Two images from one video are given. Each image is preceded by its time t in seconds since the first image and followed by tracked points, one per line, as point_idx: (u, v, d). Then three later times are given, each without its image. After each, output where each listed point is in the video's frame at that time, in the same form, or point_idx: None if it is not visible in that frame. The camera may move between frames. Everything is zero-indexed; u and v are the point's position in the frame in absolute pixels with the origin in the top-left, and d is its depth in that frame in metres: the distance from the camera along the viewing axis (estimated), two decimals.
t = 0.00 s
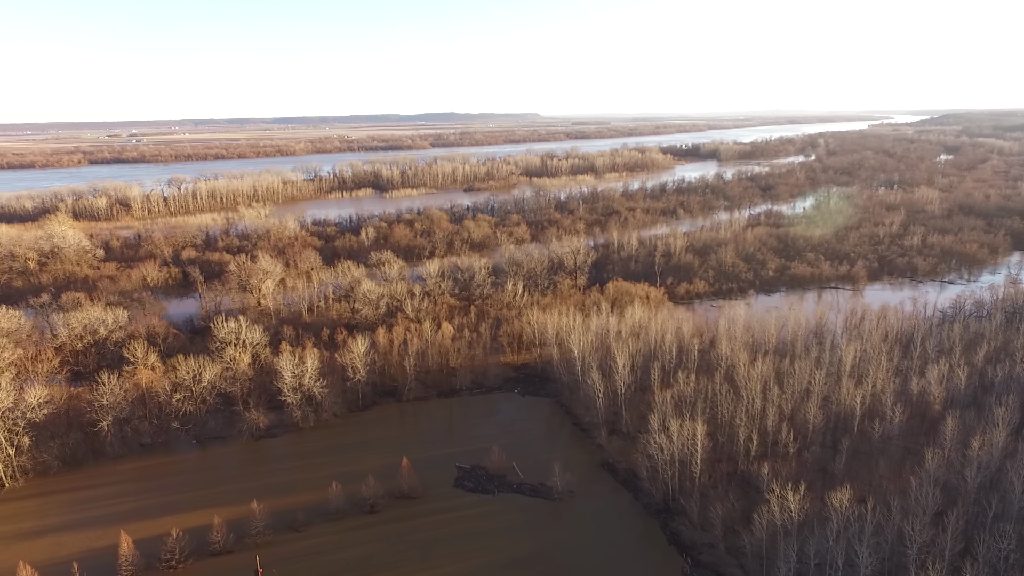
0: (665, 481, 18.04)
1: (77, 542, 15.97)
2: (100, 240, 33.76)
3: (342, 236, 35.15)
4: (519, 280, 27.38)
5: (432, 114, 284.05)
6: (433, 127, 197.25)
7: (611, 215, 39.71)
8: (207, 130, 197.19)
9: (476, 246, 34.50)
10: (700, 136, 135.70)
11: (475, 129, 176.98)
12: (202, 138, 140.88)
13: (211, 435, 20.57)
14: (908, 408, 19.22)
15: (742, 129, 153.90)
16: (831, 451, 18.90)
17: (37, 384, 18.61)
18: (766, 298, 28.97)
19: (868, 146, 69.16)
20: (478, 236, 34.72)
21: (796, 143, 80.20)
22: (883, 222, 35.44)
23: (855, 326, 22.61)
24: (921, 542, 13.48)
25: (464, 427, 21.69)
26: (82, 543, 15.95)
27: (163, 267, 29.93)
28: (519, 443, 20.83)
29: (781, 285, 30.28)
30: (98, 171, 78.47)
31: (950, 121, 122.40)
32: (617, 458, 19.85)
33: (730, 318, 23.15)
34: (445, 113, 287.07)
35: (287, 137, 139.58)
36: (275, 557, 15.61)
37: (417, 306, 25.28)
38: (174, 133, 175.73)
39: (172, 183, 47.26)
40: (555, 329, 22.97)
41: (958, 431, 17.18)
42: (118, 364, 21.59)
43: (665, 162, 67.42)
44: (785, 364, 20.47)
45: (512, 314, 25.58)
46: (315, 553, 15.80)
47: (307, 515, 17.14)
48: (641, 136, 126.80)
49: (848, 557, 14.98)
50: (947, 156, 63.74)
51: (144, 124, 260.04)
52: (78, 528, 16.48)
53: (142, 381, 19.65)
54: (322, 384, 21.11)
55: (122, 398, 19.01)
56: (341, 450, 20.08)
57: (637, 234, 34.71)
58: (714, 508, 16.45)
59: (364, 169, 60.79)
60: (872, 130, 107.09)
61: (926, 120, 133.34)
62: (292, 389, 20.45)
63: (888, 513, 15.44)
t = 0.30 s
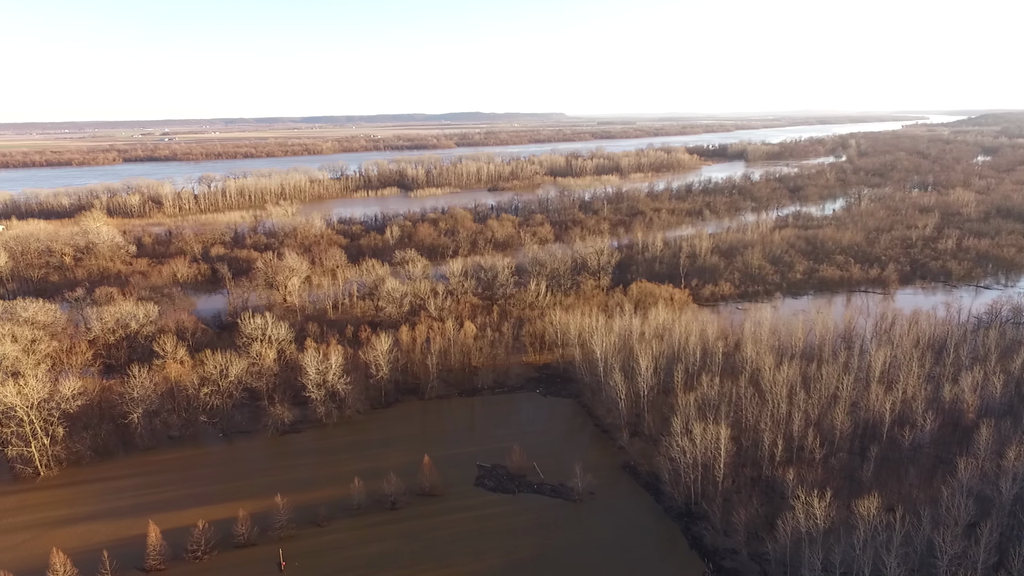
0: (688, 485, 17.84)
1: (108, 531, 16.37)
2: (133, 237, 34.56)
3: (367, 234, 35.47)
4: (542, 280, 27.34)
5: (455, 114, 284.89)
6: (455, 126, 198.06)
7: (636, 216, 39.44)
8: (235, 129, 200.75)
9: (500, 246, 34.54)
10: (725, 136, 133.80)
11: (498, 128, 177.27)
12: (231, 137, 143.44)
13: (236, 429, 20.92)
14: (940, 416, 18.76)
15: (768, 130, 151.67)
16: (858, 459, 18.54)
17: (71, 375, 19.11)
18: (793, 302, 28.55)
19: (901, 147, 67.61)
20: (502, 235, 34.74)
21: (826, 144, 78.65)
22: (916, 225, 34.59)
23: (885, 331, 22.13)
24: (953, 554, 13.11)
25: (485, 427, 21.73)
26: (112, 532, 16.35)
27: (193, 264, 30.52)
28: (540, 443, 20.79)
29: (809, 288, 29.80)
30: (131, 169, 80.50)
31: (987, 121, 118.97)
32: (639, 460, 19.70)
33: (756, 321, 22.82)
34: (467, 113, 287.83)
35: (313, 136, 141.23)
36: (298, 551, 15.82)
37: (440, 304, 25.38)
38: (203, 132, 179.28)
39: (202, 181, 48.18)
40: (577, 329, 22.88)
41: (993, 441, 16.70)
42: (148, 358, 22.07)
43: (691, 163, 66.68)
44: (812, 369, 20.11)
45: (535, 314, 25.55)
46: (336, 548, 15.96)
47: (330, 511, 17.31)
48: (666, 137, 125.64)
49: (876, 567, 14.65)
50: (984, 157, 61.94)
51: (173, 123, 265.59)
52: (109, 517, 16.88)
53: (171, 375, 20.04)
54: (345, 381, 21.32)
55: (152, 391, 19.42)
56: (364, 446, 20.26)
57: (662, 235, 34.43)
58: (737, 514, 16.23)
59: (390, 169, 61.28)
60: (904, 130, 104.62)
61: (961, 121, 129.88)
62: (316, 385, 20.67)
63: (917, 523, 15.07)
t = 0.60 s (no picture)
0: (708, 489, 17.65)
1: (134, 521, 16.71)
2: (161, 234, 35.25)
3: (389, 233, 35.72)
4: (564, 280, 27.27)
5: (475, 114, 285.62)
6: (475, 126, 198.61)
7: (659, 216, 39.14)
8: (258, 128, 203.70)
9: (522, 245, 34.53)
10: (749, 137, 131.95)
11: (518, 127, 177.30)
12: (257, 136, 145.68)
13: (259, 424, 21.20)
14: (971, 424, 18.30)
15: (792, 130, 149.40)
16: (885, 466, 18.17)
17: (101, 368, 19.53)
18: (819, 305, 28.13)
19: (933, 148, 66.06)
20: (523, 235, 34.71)
21: (854, 145, 77.20)
22: (948, 228, 33.78)
23: (915, 336, 21.66)
24: (983, 565, 12.77)
25: (505, 426, 21.74)
26: (138, 522, 16.69)
27: (219, 261, 31.02)
28: (560, 444, 20.73)
29: (836, 291, 29.31)
30: (160, 167, 82.16)
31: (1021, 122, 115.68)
32: (659, 462, 19.56)
33: (780, 324, 22.48)
34: (487, 113, 288.38)
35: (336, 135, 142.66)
36: (319, 545, 15.98)
37: (461, 303, 25.45)
38: (229, 131, 182.42)
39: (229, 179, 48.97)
40: (598, 330, 22.76)
41: None
42: (175, 352, 22.48)
43: (715, 163, 65.94)
44: (837, 373, 19.75)
45: (556, 314, 25.49)
46: (355, 544, 16.08)
47: (350, 506, 17.47)
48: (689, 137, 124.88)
49: None
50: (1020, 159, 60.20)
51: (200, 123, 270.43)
52: (136, 508, 17.23)
53: (197, 370, 20.38)
54: (367, 378, 21.47)
55: (178, 385, 19.78)
56: (384, 444, 20.40)
57: (685, 236, 34.13)
58: (759, 519, 16.01)
59: (412, 168, 61.65)
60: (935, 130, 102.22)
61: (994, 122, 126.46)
62: (338, 382, 20.86)
63: (946, 533, 14.71)
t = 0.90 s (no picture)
0: (731, 493, 17.42)
1: (161, 512, 17.04)
2: (190, 230, 35.95)
3: (412, 231, 35.96)
4: (586, 280, 27.19)
5: (495, 114, 285.51)
6: (496, 126, 198.96)
7: (683, 217, 38.79)
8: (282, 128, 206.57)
9: (544, 245, 34.50)
10: (775, 138, 129.92)
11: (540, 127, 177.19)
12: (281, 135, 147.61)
13: (283, 419, 21.49)
14: (1004, 432, 17.81)
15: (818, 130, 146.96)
16: (913, 473, 17.77)
17: (131, 362, 19.96)
18: (846, 308, 27.66)
19: (967, 149, 64.37)
20: (546, 235, 34.66)
21: (885, 146, 75.58)
22: (982, 231, 32.91)
23: (946, 341, 21.15)
24: None
25: (525, 426, 21.71)
26: (165, 514, 17.00)
27: (245, 258, 31.52)
28: (580, 445, 20.64)
29: (864, 295, 28.81)
30: (188, 165, 83.77)
31: None
32: (680, 465, 19.38)
33: (806, 326, 22.12)
34: (508, 113, 288.23)
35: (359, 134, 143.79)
36: (340, 541, 16.13)
37: (483, 302, 25.49)
38: (254, 130, 185.57)
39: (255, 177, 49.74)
40: (620, 331, 22.63)
41: None
42: (202, 347, 22.87)
43: (741, 163, 65.12)
44: (865, 378, 19.35)
45: (577, 314, 25.41)
46: (376, 540, 16.20)
47: (371, 502, 17.60)
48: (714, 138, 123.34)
49: None
50: None
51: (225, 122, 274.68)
52: (162, 499, 17.56)
53: (223, 365, 20.71)
54: (389, 376, 21.62)
55: (204, 379, 20.11)
56: (405, 441, 20.52)
57: (709, 237, 33.78)
58: (783, 525, 15.76)
59: (436, 167, 61.98)
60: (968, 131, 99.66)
61: None
62: (360, 379, 21.04)
63: (977, 544, 14.33)
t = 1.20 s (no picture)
0: (749, 497, 17.22)
1: (183, 505, 17.31)
2: (213, 228, 36.50)
3: (432, 231, 36.12)
4: (605, 281, 27.07)
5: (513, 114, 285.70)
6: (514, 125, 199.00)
7: (703, 218, 38.45)
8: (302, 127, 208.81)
9: (562, 245, 34.43)
10: (797, 138, 128.10)
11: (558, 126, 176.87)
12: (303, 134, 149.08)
13: (302, 416, 21.71)
14: None
15: (841, 130, 144.63)
16: (938, 481, 17.41)
17: (155, 357, 20.30)
18: (870, 312, 27.22)
19: (998, 149, 62.75)
20: (565, 235, 34.59)
21: (912, 147, 74.05)
22: (1014, 234, 32.08)
23: (974, 347, 20.68)
24: None
25: (542, 426, 21.67)
26: (186, 507, 17.26)
27: (267, 256, 31.90)
28: (597, 446, 20.56)
29: (889, 298, 28.32)
30: (212, 163, 85.09)
31: None
32: (698, 468, 19.19)
33: (829, 330, 21.78)
34: (528, 113, 288.01)
35: (379, 134, 144.72)
36: (358, 537, 16.25)
37: (501, 301, 25.51)
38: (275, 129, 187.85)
39: (278, 176, 50.40)
40: (639, 332, 22.49)
41: None
42: (223, 343, 23.18)
43: (763, 164, 64.30)
44: (889, 383, 19.01)
45: (596, 314, 25.30)
46: (392, 537, 16.28)
47: (388, 500, 17.70)
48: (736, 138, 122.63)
49: None
50: None
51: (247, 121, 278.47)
52: (184, 492, 17.84)
53: (244, 361, 20.99)
54: (407, 374, 21.73)
55: (225, 375, 20.39)
56: (422, 439, 20.61)
57: (730, 238, 33.45)
58: (803, 530, 15.53)
59: (455, 167, 62.17)
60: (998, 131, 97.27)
61: None
62: (378, 377, 21.17)
63: (1005, 555, 13.98)
